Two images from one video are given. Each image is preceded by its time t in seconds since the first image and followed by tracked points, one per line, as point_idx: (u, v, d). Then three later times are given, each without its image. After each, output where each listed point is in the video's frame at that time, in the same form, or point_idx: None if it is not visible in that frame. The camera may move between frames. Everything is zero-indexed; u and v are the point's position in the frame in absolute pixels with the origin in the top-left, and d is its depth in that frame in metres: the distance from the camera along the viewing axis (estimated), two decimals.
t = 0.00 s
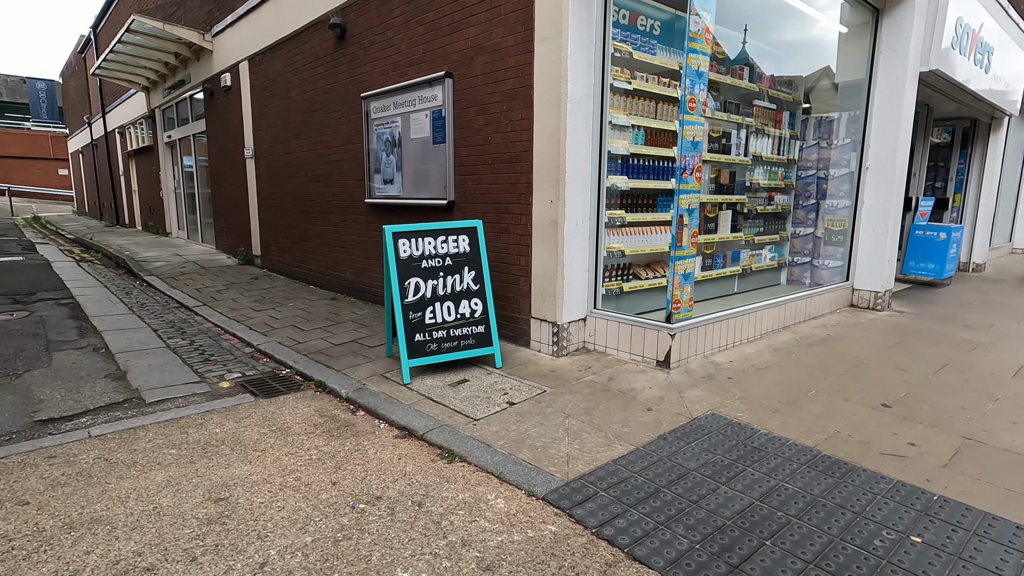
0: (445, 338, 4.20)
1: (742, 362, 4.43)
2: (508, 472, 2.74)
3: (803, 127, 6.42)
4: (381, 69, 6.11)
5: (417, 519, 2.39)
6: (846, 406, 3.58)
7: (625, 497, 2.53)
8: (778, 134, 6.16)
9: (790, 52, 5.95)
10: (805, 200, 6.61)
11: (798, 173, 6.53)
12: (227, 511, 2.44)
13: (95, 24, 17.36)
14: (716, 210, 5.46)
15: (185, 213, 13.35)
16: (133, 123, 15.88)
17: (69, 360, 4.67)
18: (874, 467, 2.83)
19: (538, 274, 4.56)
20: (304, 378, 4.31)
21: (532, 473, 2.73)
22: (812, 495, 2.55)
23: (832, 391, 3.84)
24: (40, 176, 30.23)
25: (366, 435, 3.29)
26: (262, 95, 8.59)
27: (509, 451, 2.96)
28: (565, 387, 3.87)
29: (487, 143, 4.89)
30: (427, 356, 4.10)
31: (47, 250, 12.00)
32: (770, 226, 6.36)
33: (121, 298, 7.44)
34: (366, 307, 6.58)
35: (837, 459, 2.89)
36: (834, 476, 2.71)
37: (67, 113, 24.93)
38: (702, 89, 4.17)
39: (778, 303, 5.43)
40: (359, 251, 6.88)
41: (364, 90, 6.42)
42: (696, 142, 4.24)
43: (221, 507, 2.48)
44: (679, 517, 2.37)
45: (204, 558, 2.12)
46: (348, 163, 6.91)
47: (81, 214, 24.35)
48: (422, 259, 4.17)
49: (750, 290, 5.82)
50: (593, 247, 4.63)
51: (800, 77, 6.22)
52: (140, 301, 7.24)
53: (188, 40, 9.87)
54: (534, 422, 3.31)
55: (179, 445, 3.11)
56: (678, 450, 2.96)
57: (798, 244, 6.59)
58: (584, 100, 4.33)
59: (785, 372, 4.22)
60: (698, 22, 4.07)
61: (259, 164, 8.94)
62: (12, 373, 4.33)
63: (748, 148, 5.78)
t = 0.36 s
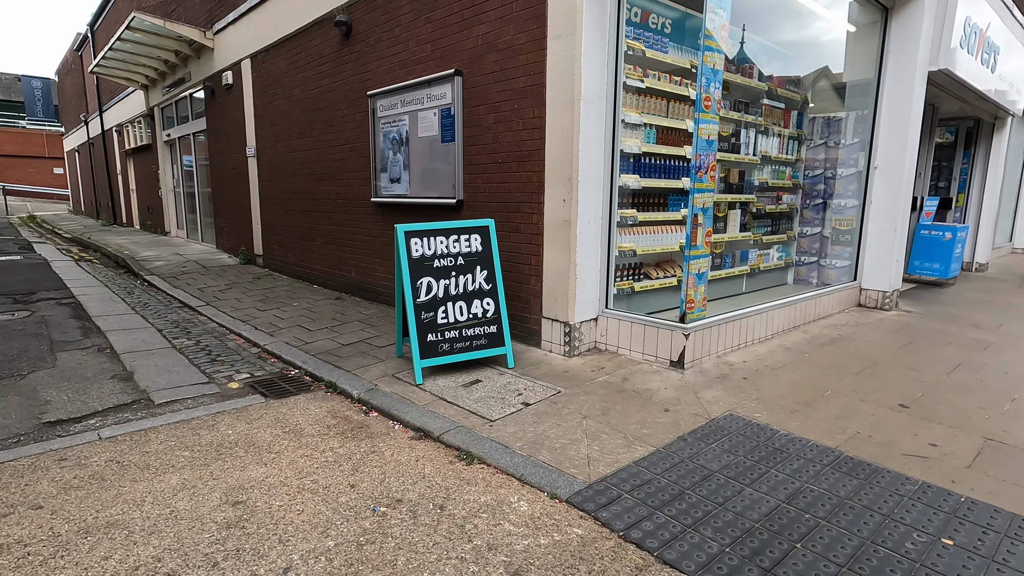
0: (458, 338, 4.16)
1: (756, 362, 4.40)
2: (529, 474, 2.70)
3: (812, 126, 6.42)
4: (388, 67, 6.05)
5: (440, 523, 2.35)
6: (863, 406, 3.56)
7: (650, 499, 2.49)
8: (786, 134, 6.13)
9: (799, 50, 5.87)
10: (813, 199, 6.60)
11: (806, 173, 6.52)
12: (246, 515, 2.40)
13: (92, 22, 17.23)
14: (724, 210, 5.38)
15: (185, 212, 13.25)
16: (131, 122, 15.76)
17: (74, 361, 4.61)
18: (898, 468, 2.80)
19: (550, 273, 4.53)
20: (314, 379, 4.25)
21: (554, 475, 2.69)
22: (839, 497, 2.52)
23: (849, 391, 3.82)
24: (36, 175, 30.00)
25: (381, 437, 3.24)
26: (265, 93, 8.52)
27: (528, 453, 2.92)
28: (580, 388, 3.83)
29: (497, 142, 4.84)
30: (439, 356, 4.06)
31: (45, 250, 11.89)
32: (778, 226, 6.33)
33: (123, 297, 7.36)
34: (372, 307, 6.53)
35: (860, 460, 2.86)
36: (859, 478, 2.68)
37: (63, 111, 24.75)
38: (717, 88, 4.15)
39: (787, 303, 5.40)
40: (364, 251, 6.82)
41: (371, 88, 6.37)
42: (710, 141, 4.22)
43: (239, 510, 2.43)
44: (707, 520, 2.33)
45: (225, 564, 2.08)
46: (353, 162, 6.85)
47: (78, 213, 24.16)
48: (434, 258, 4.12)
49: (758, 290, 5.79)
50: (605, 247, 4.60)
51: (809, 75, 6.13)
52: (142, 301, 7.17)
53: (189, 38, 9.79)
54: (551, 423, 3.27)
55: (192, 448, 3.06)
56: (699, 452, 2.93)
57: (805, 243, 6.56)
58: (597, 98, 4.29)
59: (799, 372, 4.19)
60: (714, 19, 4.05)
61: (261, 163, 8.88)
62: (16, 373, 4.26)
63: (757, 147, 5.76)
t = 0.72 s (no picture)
0: (448, 340, 4.09)
1: (749, 363, 4.38)
2: (521, 481, 2.65)
3: (805, 125, 6.39)
4: (378, 64, 5.97)
5: (430, 532, 2.29)
6: (858, 408, 3.53)
7: (644, 506, 2.44)
8: (779, 132, 6.11)
9: (792, 49, 5.85)
10: (806, 199, 6.59)
11: (798, 172, 6.51)
12: (229, 526, 2.32)
13: (77, 17, 16.95)
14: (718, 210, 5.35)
15: (172, 210, 13.07)
16: (117, 118, 15.52)
17: (55, 364, 4.49)
18: (893, 472, 2.77)
19: (542, 274, 4.47)
20: (302, 382, 4.17)
21: (547, 482, 2.63)
22: (835, 503, 2.48)
23: (843, 393, 3.79)
24: (20, 173, 29.52)
25: (370, 441, 3.18)
26: (253, 90, 8.40)
27: (520, 459, 2.86)
28: (573, 391, 3.78)
29: (489, 140, 4.78)
30: (430, 358, 3.99)
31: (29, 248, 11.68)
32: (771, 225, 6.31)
33: (107, 298, 7.23)
34: (362, 308, 6.44)
35: (856, 464, 2.83)
36: (855, 483, 2.65)
37: (48, 107, 24.36)
38: (711, 86, 4.11)
39: (780, 303, 5.38)
40: (354, 250, 6.73)
41: (361, 85, 6.27)
42: (704, 140, 4.19)
43: (222, 520, 2.36)
44: (702, 528, 2.29)
45: None
46: (343, 160, 6.76)
47: (63, 211, 23.80)
48: (424, 258, 4.06)
49: (751, 290, 5.76)
50: (598, 247, 4.55)
51: (801, 74, 6.11)
52: (127, 301, 7.04)
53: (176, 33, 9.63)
54: (543, 427, 3.21)
55: (174, 454, 2.98)
56: (694, 456, 2.88)
57: (798, 243, 6.55)
58: (590, 96, 4.24)
59: (793, 373, 4.17)
60: (708, 17, 4.00)
61: (250, 160, 8.75)
62: None
63: (750, 147, 5.73)
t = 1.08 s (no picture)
0: (434, 340, 4.02)
1: (737, 363, 4.36)
2: (506, 486, 2.59)
3: (791, 124, 6.40)
4: (361, 59, 5.86)
5: (411, 541, 2.22)
6: (845, 408, 3.52)
7: (631, 511, 2.40)
8: (766, 131, 6.09)
9: (779, 47, 5.83)
10: (793, 197, 6.60)
11: (785, 170, 6.51)
12: (202, 536, 2.24)
13: (55, 11, 16.59)
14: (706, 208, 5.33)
15: (154, 208, 12.83)
16: (97, 114, 15.21)
17: (26, 367, 4.36)
18: (880, 473, 2.75)
19: (528, 273, 4.42)
20: (284, 384, 4.08)
21: (532, 487, 2.58)
22: (823, 505, 2.45)
23: (830, 392, 3.78)
24: None
25: (352, 446, 3.10)
26: (235, 85, 8.24)
27: (505, 463, 2.80)
28: (559, 392, 3.73)
29: (475, 137, 4.71)
30: (414, 359, 3.92)
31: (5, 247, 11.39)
32: (758, 223, 6.30)
33: (84, 297, 7.05)
34: (347, 307, 6.34)
35: (843, 465, 2.81)
36: (843, 485, 2.63)
37: (25, 103, 23.84)
38: (699, 84, 4.08)
39: (767, 301, 5.37)
40: (339, 249, 6.63)
41: (344, 81, 6.17)
42: (692, 138, 4.15)
43: (195, 531, 2.27)
44: (690, 533, 2.25)
45: None
46: (327, 157, 6.65)
47: (43, 209, 23.31)
48: (409, 258, 3.98)
49: (738, 288, 5.75)
50: (585, 245, 4.50)
51: (789, 72, 6.10)
52: (105, 301, 6.88)
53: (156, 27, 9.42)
54: (529, 430, 3.16)
55: (148, 461, 2.88)
56: (681, 459, 2.84)
57: (785, 241, 6.55)
58: (577, 93, 4.19)
59: (780, 373, 4.15)
60: (695, 14, 3.95)
61: (232, 157, 8.59)
62: None
63: (737, 145, 5.71)
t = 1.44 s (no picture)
0: (431, 339, 3.97)
1: (735, 360, 4.35)
2: (510, 487, 2.54)
3: (785, 122, 6.37)
4: (355, 54, 5.78)
5: (415, 545, 2.17)
6: (846, 405, 3.51)
7: (638, 512, 2.36)
8: (761, 128, 6.06)
9: (774, 45, 5.82)
10: (787, 195, 6.59)
11: (780, 168, 6.49)
12: (199, 542, 2.18)
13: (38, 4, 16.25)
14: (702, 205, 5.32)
15: (141, 205, 12.62)
16: (81, 110, 14.93)
17: (11, 368, 4.24)
18: (885, 471, 2.74)
19: (526, 271, 4.37)
20: (278, 384, 4.01)
21: (536, 488, 2.53)
22: (830, 504, 2.44)
23: (830, 390, 3.78)
24: None
25: (350, 447, 3.04)
26: (224, 80, 8.10)
27: (508, 463, 2.76)
28: (560, 391, 3.69)
29: (471, 134, 4.65)
30: (412, 359, 3.87)
31: None
32: (753, 221, 6.29)
33: (70, 296, 6.89)
34: (340, 306, 6.26)
35: (847, 463, 2.80)
36: (848, 483, 2.61)
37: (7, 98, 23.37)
38: (699, 80, 4.06)
39: (764, 299, 5.38)
40: (332, 246, 6.54)
41: (337, 76, 6.08)
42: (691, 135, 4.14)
43: (192, 537, 2.21)
44: (698, 534, 2.22)
45: None
46: (319, 154, 6.55)
47: (25, 206, 22.87)
48: (406, 256, 3.92)
49: (734, 286, 5.74)
50: (583, 243, 4.47)
51: (783, 70, 6.09)
52: (91, 300, 6.73)
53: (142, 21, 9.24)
54: (531, 430, 3.12)
55: (141, 465, 2.80)
56: (686, 458, 2.82)
57: (779, 238, 6.55)
58: (575, 90, 4.15)
59: (779, 370, 4.14)
60: (695, 9, 3.93)
61: (221, 153, 8.45)
62: None
63: (733, 142, 5.69)
